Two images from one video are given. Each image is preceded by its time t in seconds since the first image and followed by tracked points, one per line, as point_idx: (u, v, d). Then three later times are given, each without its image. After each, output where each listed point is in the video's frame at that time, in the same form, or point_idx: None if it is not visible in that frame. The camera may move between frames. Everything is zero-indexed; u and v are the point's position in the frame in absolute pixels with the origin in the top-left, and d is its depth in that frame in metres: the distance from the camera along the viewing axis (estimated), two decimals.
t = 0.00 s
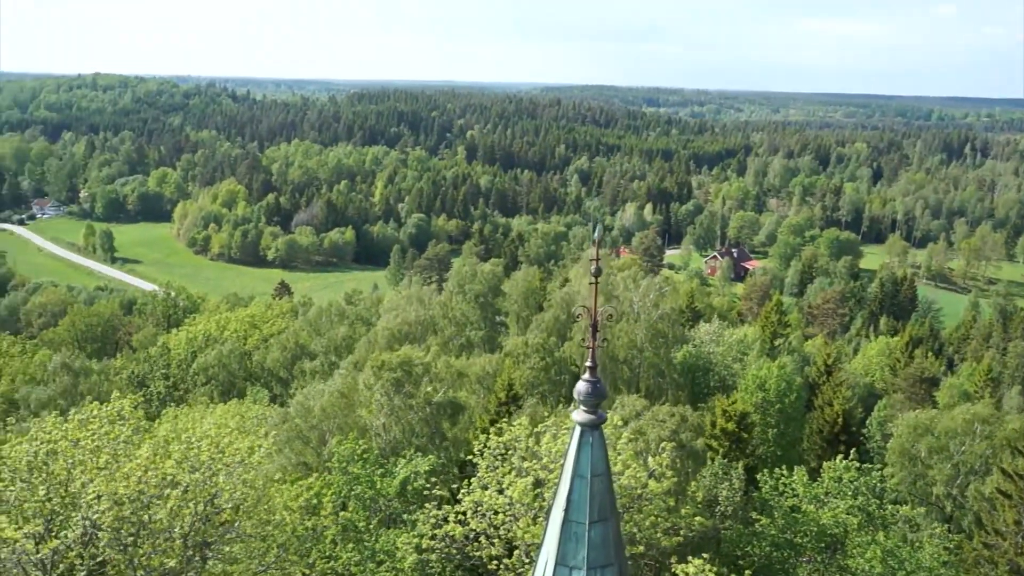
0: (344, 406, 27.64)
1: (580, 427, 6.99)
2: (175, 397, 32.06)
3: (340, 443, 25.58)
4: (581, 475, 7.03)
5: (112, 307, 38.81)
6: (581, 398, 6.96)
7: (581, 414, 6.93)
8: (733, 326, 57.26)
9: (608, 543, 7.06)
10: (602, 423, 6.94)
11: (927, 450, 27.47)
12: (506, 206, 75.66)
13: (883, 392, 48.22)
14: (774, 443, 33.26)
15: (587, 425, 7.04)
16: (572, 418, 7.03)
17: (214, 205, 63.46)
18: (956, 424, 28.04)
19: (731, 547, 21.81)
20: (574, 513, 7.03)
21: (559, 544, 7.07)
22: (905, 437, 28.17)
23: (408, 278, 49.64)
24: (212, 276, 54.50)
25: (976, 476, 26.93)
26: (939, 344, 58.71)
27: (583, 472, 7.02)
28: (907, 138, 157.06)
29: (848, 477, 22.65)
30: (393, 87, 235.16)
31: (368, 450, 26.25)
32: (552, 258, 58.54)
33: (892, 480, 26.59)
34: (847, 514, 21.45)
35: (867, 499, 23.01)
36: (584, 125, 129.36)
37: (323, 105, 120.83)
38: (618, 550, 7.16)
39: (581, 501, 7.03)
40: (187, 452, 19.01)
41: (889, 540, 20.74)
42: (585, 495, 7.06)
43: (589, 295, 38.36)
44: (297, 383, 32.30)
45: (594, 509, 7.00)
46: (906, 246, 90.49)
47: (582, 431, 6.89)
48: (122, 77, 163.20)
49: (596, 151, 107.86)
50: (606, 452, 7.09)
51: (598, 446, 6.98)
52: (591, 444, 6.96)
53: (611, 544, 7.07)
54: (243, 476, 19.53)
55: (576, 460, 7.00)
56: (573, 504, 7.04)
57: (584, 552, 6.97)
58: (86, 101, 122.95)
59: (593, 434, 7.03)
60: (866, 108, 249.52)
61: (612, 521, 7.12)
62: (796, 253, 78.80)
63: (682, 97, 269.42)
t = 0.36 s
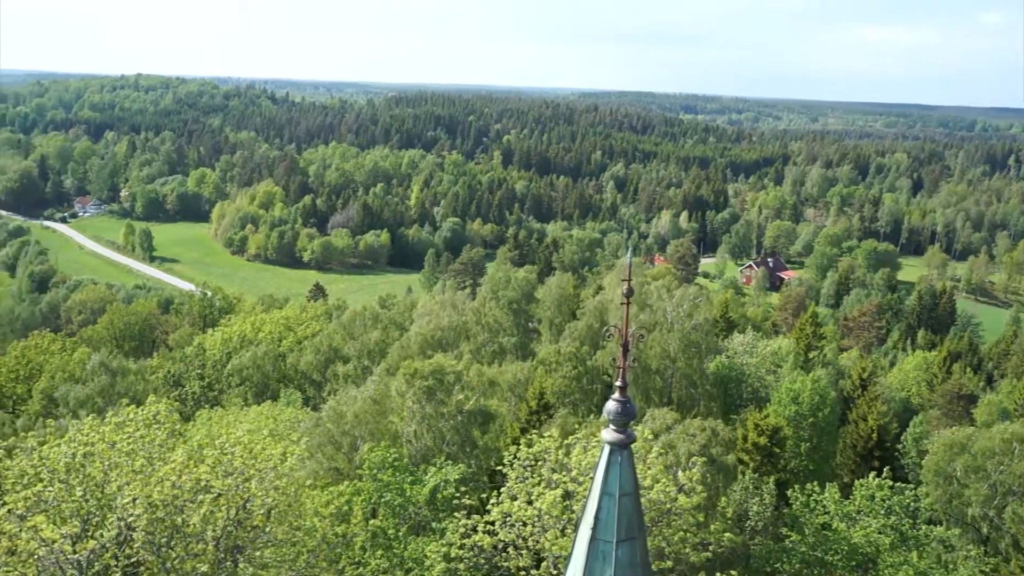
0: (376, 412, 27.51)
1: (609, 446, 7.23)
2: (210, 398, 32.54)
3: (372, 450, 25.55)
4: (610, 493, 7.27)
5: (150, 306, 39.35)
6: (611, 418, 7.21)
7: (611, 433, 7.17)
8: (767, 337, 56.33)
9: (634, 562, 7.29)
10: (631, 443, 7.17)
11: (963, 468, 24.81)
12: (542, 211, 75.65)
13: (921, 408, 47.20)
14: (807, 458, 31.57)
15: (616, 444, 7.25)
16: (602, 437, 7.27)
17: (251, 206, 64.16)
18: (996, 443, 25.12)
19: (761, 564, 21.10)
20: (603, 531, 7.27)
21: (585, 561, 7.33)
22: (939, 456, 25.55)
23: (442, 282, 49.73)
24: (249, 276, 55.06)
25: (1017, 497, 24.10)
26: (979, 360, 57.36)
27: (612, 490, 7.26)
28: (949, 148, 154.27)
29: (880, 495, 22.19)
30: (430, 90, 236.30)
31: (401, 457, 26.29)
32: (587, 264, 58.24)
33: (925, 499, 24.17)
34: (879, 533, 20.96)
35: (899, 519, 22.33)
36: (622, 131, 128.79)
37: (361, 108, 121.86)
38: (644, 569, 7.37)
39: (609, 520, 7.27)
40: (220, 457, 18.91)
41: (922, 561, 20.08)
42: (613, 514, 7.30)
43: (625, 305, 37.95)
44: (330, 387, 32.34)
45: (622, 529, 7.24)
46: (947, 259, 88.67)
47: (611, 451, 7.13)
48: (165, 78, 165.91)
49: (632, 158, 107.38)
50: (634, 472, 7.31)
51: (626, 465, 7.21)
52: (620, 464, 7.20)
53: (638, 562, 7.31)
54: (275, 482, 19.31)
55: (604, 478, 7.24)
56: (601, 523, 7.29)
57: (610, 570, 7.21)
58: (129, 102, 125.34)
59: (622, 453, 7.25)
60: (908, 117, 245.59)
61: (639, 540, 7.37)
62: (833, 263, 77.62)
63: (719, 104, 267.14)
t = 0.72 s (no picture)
0: (410, 414, 27.59)
1: (641, 457, 7.25)
2: (246, 397, 32.77)
3: (406, 453, 25.40)
4: (641, 505, 7.29)
5: (189, 304, 39.84)
6: (642, 429, 7.23)
7: (643, 444, 7.19)
8: (802, 338, 55.44)
9: (667, 573, 7.30)
10: (663, 455, 7.18)
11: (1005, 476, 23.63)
12: (576, 210, 75.42)
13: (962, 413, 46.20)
14: (843, 462, 29.21)
15: (648, 455, 7.27)
16: (634, 448, 7.30)
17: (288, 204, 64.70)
18: None
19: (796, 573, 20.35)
20: (634, 542, 7.29)
21: (616, 572, 7.35)
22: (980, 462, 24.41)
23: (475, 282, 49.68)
24: (285, 275, 55.52)
25: None
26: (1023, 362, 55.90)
27: (643, 502, 7.29)
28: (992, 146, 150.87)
29: (917, 502, 21.72)
30: (464, 88, 236.51)
31: (435, 460, 26.33)
32: (621, 264, 57.83)
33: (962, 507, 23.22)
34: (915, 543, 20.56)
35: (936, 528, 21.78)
36: (657, 129, 127.81)
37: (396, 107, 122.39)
38: None
39: (640, 532, 7.29)
40: (257, 459, 18.89)
41: (961, 571, 19.45)
42: (644, 526, 7.32)
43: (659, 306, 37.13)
44: (366, 388, 32.40)
45: (654, 540, 7.25)
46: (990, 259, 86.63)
47: (643, 462, 7.16)
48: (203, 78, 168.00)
49: (667, 157, 106.48)
50: (666, 483, 7.33)
51: (657, 476, 7.23)
52: (652, 475, 7.22)
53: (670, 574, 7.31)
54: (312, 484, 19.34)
55: (636, 489, 7.27)
56: (632, 534, 7.30)
57: None
58: (168, 102, 127.09)
59: (654, 465, 7.27)
60: (950, 113, 240.55)
61: (671, 551, 7.38)
62: (871, 263, 76.29)
63: (755, 102, 263.86)
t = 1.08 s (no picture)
0: (443, 421, 27.44)
1: (672, 473, 7.37)
2: (281, 400, 32.78)
3: (439, 460, 25.33)
4: (672, 520, 7.42)
5: (226, 307, 40.36)
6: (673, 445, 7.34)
7: (674, 460, 7.30)
8: (838, 343, 54.61)
9: None
10: (694, 470, 7.29)
11: None
12: (610, 213, 75.14)
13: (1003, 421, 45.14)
14: (878, 470, 28.30)
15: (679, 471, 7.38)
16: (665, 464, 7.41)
17: (322, 207, 65.22)
18: None
19: None
20: (665, 557, 7.41)
21: None
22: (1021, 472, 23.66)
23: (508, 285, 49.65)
24: (319, 277, 56.01)
25: None
26: None
27: (674, 516, 7.42)
28: None
29: (955, 513, 20.87)
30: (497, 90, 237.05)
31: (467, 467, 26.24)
32: (654, 267, 57.49)
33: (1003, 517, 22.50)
34: (953, 555, 19.76)
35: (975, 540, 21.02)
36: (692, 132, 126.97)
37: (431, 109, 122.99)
38: None
39: (672, 547, 7.42)
40: (291, 467, 18.92)
41: None
42: (676, 541, 7.44)
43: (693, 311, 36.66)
44: (400, 394, 32.49)
45: (685, 556, 7.38)
46: None
47: (674, 477, 7.28)
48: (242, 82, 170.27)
49: (701, 159, 105.64)
50: (697, 499, 7.44)
51: (688, 492, 7.35)
52: (683, 491, 7.33)
53: None
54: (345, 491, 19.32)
55: (668, 504, 7.39)
56: (664, 549, 7.43)
57: None
58: (206, 105, 128.94)
59: (685, 480, 7.38)
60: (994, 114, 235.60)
61: (701, 566, 7.50)
62: (909, 266, 74.98)
63: (792, 103, 260.71)
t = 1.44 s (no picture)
0: (472, 426, 27.28)
1: (700, 486, 7.20)
2: (311, 403, 32.94)
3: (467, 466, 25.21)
4: (700, 533, 7.24)
5: (257, 309, 40.70)
6: (701, 457, 7.16)
7: (702, 473, 7.11)
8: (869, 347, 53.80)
9: None
10: (722, 483, 7.11)
11: None
12: (639, 214, 74.83)
13: None
14: (909, 476, 27.72)
15: (706, 484, 7.21)
16: (693, 476, 7.24)
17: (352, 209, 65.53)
18: None
19: None
20: (692, 571, 7.24)
21: None
22: None
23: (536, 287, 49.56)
24: (348, 279, 56.30)
25: None
26: None
27: (702, 530, 7.23)
28: None
29: (991, 523, 20.23)
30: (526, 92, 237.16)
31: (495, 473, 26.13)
32: (684, 269, 57.07)
33: None
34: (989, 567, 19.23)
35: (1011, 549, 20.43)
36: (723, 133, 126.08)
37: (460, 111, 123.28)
38: None
39: (699, 559, 7.24)
40: (321, 474, 18.88)
41: None
42: (703, 554, 7.26)
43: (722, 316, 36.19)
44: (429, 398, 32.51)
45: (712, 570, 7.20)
46: None
47: (701, 490, 7.11)
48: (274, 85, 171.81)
49: (731, 160, 104.77)
50: (725, 512, 7.27)
51: (716, 505, 7.18)
52: (710, 504, 7.17)
53: None
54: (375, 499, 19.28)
55: (695, 518, 7.22)
56: (691, 562, 7.25)
57: None
58: (237, 107, 130.20)
59: (712, 493, 7.21)
60: None
61: None
62: (942, 268, 73.78)
63: (824, 103, 257.77)
